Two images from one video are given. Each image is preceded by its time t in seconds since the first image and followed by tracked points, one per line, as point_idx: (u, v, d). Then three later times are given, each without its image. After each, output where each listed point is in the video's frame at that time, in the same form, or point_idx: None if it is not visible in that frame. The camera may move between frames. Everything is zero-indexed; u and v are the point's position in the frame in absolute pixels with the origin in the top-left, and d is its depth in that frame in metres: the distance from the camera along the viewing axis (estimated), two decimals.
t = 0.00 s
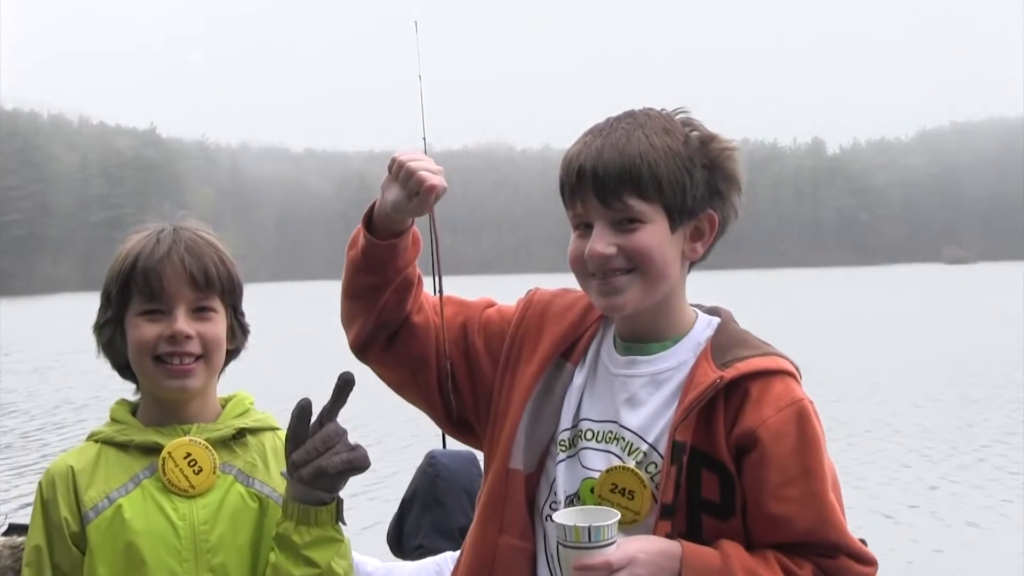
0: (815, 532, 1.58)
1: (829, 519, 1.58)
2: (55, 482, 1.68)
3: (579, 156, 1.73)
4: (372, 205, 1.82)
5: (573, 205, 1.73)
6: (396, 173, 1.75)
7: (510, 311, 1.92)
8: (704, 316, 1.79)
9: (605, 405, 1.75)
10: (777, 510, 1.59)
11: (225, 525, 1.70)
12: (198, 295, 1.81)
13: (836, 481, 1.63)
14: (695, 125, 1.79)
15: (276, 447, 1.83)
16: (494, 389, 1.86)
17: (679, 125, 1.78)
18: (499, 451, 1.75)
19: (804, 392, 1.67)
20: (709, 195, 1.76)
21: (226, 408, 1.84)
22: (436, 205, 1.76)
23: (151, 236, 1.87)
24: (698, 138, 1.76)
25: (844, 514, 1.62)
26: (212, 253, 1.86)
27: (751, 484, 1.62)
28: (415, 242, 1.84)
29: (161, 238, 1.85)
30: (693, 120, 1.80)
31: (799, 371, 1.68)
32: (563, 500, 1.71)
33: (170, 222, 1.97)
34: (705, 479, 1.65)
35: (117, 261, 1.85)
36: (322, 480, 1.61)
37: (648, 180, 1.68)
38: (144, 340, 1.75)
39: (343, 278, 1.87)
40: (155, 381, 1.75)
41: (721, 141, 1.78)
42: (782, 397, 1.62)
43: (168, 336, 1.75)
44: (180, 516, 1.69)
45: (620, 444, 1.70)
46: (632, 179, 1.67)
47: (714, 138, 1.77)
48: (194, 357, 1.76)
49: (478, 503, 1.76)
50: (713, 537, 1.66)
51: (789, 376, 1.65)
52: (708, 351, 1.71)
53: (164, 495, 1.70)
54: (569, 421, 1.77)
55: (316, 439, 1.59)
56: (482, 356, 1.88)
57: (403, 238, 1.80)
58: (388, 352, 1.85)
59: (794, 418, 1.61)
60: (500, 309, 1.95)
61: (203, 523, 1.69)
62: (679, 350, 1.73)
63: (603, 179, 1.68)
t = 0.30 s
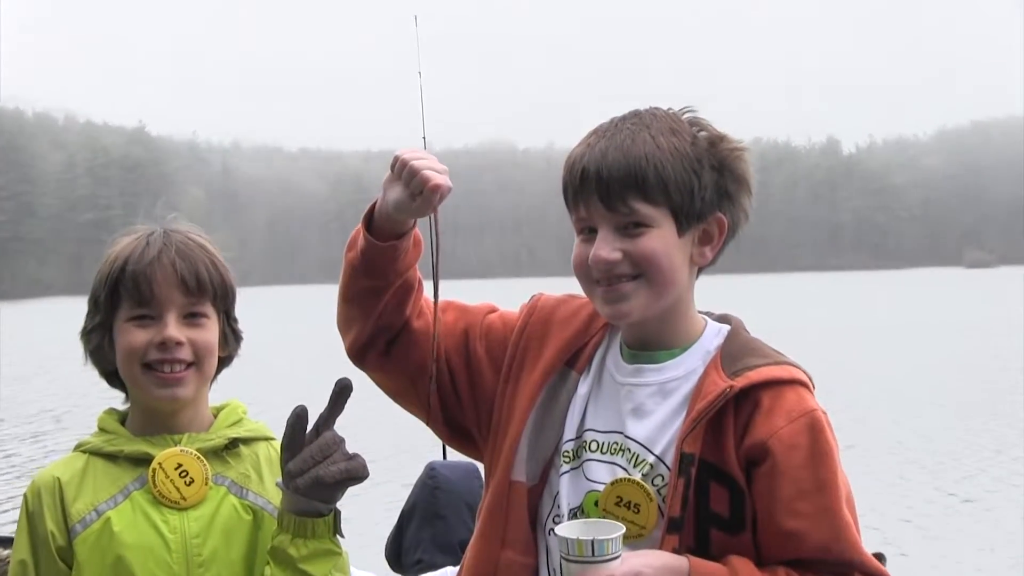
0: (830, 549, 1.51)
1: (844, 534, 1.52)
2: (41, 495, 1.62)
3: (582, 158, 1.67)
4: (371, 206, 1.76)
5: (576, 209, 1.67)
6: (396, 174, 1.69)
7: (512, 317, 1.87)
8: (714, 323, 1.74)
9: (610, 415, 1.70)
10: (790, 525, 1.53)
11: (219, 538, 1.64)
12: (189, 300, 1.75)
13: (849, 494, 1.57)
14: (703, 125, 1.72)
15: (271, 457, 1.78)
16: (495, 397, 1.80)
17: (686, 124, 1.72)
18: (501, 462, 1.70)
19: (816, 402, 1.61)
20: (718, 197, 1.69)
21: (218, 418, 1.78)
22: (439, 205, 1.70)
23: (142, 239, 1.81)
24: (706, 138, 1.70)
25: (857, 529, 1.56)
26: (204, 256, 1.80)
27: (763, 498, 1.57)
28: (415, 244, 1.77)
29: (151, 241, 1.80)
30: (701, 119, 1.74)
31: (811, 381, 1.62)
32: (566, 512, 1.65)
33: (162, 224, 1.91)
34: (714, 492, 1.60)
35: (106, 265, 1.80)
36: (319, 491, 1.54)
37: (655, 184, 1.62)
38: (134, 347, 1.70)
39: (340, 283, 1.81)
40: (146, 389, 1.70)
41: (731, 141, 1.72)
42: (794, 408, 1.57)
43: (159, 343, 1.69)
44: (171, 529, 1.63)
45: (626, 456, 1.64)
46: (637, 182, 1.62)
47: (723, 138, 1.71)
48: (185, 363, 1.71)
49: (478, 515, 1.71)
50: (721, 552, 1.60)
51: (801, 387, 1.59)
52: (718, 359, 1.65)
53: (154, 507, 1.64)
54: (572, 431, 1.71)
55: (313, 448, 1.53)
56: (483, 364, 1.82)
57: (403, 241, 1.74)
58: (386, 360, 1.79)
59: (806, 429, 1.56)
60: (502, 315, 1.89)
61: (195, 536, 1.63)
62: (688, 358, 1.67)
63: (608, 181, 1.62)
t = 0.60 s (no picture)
0: (845, 567, 1.45)
1: (860, 552, 1.45)
2: (28, 506, 1.57)
3: (588, 158, 1.61)
4: (371, 206, 1.69)
5: (583, 211, 1.61)
6: (400, 172, 1.62)
7: (515, 323, 1.80)
8: (726, 331, 1.68)
9: (617, 425, 1.63)
10: (805, 542, 1.47)
11: (212, 553, 1.58)
12: (182, 303, 1.69)
13: (867, 510, 1.51)
14: (715, 124, 1.66)
15: (267, 469, 1.72)
16: (498, 406, 1.74)
17: (697, 123, 1.65)
18: (503, 474, 1.64)
19: (833, 413, 1.54)
20: (730, 199, 1.63)
21: (212, 427, 1.72)
22: (443, 205, 1.63)
23: (133, 240, 1.75)
24: (718, 138, 1.64)
25: (874, 547, 1.49)
26: (198, 258, 1.74)
27: (777, 513, 1.51)
28: (417, 245, 1.71)
29: (143, 242, 1.74)
30: (712, 118, 1.67)
31: (828, 393, 1.55)
32: (571, 526, 1.59)
33: (154, 225, 1.85)
34: (727, 506, 1.54)
35: (96, 266, 1.74)
36: (319, 505, 1.49)
37: (665, 185, 1.56)
38: (125, 353, 1.64)
39: (338, 287, 1.74)
40: (136, 397, 1.64)
41: (743, 141, 1.66)
42: (810, 420, 1.51)
43: (151, 349, 1.63)
44: (164, 544, 1.57)
45: (633, 468, 1.59)
46: (646, 184, 1.55)
47: (735, 139, 1.64)
48: (179, 370, 1.65)
49: (480, 528, 1.65)
50: (733, 569, 1.54)
51: (817, 398, 1.53)
52: (730, 369, 1.59)
53: (146, 521, 1.59)
54: (578, 442, 1.65)
55: (313, 461, 1.48)
56: (485, 372, 1.76)
57: (404, 243, 1.67)
58: (384, 367, 1.73)
59: (822, 442, 1.50)
60: (505, 320, 1.83)
61: (189, 551, 1.57)
62: (699, 367, 1.61)
63: (616, 181, 1.56)
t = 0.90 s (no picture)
0: None
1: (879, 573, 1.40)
2: (20, 525, 1.53)
3: (597, 163, 1.55)
4: (373, 212, 1.63)
5: (592, 218, 1.55)
6: (403, 177, 1.56)
7: (522, 334, 1.74)
8: (740, 343, 1.62)
9: (627, 441, 1.58)
10: (822, 562, 1.42)
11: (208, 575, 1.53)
12: (178, 315, 1.63)
13: (886, 529, 1.46)
14: (729, 128, 1.60)
15: (266, 488, 1.67)
16: (503, 419, 1.68)
17: (710, 127, 1.59)
18: (508, 492, 1.58)
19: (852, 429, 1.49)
20: (745, 206, 1.57)
21: (209, 444, 1.67)
22: (448, 212, 1.57)
23: (128, 248, 1.69)
24: (732, 142, 1.57)
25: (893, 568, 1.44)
26: (194, 267, 1.68)
27: (793, 531, 1.45)
28: (419, 253, 1.65)
29: (138, 250, 1.68)
30: (726, 121, 1.61)
31: (846, 408, 1.50)
32: (579, 545, 1.53)
33: (149, 233, 1.79)
34: (741, 524, 1.48)
35: (89, 276, 1.68)
36: (320, 526, 1.44)
37: (677, 191, 1.50)
38: (118, 366, 1.59)
39: (337, 296, 1.68)
40: (130, 413, 1.59)
41: (758, 146, 1.60)
42: (828, 436, 1.45)
43: (145, 363, 1.57)
44: (158, 565, 1.52)
45: (644, 486, 1.53)
46: (658, 190, 1.49)
47: (750, 143, 1.58)
48: (174, 385, 1.59)
49: (484, 546, 1.60)
50: None
51: (835, 413, 1.48)
52: (745, 382, 1.53)
53: (141, 542, 1.54)
54: (586, 458, 1.60)
55: (312, 480, 1.42)
56: (490, 385, 1.70)
57: (406, 250, 1.61)
58: (385, 380, 1.67)
59: (841, 458, 1.44)
60: (510, 331, 1.77)
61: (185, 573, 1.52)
62: (713, 381, 1.55)
63: (627, 187, 1.50)
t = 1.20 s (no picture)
0: None
1: None
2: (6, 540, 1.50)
3: (609, 162, 1.49)
4: (376, 210, 1.57)
5: (602, 219, 1.49)
6: (409, 175, 1.50)
7: (529, 341, 1.69)
8: (756, 350, 1.57)
9: (637, 451, 1.52)
10: None
11: None
12: (173, 320, 1.58)
13: (908, 544, 1.40)
14: (746, 126, 1.54)
15: (261, 500, 1.64)
16: (509, 428, 1.63)
17: (727, 125, 1.53)
18: (513, 503, 1.53)
19: (873, 440, 1.44)
20: (762, 207, 1.51)
21: (202, 453, 1.65)
22: (453, 211, 1.50)
23: (121, 249, 1.63)
24: (749, 141, 1.52)
25: None
26: (190, 269, 1.62)
27: (812, 546, 1.39)
28: (423, 254, 1.59)
29: (132, 252, 1.62)
30: (742, 120, 1.55)
31: (867, 418, 1.44)
32: (588, 558, 1.47)
33: (143, 233, 1.73)
34: (758, 538, 1.42)
35: (80, 277, 1.62)
36: (318, 538, 1.38)
37: (692, 191, 1.44)
38: (111, 373, 1.53)
39: (337, 299, 1.62)
40: (123, 419, 1.54)
41: (776, 145, 1.54)
42: (849, 446, 1.40)
43: (139, 369, 1.52)
44: None
45: (656, 497, 1.47)
46: (673, 190, 1.44)
47: (767, 142, 1.52)
48: (168, 393, 1.54)
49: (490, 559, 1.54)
50: None
51: (856, 422, 1.42)
52: (761, 391, 1.48)
53: (133, 556, 1.50)
54: (595, 469, 1.54)
55: (311, 489, 1.37)
56: (496, 392, 1.65)
57: (409, 251, 1.55)
58: (387, 386, 1.61)
59: (862, 470, 1.38)
60: (517, 336, 1.72)
61: None
62: (728, 390, 1.50)
63: (640, 187, 1.44)
